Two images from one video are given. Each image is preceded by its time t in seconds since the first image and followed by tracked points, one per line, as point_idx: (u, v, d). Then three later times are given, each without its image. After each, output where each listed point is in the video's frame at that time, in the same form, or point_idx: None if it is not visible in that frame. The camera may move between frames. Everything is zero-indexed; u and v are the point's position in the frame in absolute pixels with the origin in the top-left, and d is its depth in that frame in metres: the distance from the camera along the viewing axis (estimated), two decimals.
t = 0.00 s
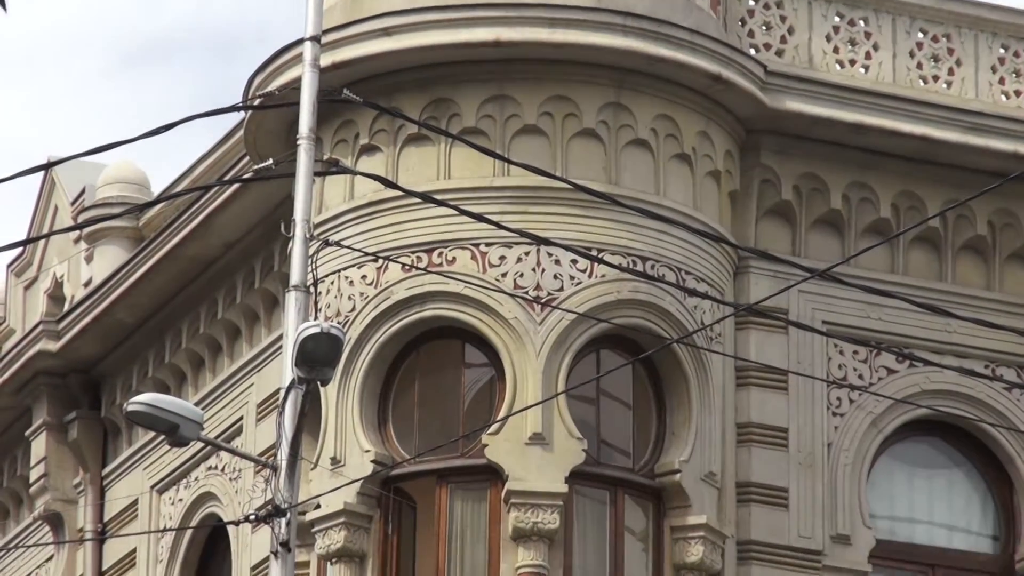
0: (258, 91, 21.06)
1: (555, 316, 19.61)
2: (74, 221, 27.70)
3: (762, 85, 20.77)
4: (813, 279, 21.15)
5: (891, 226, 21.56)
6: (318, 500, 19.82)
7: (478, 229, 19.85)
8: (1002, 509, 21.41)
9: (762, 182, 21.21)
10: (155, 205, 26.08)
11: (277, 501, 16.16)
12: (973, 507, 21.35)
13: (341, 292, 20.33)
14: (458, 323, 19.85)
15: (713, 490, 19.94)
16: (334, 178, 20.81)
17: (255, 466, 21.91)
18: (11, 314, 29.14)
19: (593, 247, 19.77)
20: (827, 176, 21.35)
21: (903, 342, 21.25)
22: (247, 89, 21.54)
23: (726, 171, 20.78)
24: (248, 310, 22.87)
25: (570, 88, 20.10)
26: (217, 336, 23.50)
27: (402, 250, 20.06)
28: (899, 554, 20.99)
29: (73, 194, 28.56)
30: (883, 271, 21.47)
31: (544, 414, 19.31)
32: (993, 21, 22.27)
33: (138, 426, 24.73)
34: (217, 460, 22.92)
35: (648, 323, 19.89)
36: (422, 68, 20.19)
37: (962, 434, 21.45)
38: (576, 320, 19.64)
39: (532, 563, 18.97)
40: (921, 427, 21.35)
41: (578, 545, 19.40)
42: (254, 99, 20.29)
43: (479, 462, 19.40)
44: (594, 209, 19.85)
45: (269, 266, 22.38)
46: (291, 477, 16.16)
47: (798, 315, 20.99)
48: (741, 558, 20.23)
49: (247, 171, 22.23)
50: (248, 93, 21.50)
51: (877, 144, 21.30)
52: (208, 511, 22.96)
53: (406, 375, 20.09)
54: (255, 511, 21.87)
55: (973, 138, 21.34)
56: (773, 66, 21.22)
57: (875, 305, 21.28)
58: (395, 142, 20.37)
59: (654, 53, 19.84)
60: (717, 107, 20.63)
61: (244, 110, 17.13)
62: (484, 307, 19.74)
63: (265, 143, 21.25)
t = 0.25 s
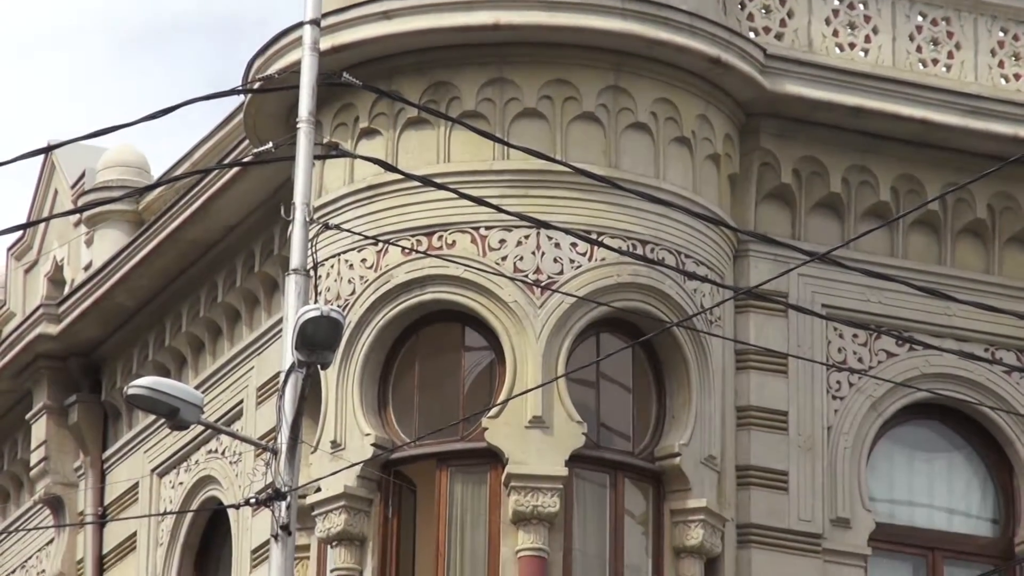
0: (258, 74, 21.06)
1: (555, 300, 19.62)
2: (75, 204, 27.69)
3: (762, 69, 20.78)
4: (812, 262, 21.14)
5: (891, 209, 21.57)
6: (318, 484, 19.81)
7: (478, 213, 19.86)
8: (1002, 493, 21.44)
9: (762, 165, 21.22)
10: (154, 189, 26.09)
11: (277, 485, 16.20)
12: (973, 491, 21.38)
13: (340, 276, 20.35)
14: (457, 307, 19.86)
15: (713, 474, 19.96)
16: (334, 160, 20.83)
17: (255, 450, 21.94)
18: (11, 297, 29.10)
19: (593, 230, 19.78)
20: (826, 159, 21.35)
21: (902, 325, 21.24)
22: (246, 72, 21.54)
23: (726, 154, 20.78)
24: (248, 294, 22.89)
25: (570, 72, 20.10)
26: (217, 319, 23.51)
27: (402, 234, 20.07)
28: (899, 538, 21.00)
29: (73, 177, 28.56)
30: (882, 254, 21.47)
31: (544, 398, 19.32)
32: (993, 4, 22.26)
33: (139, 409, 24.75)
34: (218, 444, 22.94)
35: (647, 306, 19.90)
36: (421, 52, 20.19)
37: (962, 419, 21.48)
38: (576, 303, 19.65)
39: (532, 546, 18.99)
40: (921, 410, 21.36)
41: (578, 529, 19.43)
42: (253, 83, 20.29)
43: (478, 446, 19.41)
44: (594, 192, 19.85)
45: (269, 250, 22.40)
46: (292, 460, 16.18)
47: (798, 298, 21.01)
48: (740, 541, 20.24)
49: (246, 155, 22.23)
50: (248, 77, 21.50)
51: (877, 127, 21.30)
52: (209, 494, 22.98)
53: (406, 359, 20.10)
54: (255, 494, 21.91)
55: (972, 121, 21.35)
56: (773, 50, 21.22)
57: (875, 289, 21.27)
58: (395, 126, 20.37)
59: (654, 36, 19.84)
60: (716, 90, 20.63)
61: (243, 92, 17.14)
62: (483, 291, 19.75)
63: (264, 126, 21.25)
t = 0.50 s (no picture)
0: (260, 64, 21.04)
1: (558, 290, 19.61)
2: (77, 194, 27.68)
3: (765, 58, 20.76)
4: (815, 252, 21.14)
5: (894, 198, 21.57)
6: (319, 473, 19.87)
7: (480, 202, 19.86)
8: (1005, 483, 21.43)
9: (765, 155, 21.20)
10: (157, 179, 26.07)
11: (280, 474, 16.17)
12: (976, 481, 21.38)
13: (343, 266, 20.42)
14: (460, 296, 19.86)
15: (715, 464, 19.95)
16: (337, 150, 20.88)
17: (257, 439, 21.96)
18: (13, 287, 29.06)
19: (596, 220, 19.76)
20: (829, 149, 21.33)
21: (905, 314, 21.23)
22: (249, 62, 21.52)
23: (728, 144, 20.79)
24: (251, 283, 22.87)
25: (572, 61, 20.07)
26: (220, 309, 23.50)
27: (404, 224, 20.08)
28: (902, 528, 20.98)
29: (74, 168, 28.54)
30: (885, 244, 21.46)
31: (546, 386, 19.29)
32: None
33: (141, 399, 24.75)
34: (221, 433, 22.94)
35: (649, 296, 19.89)
36: (424, 42, 20.18)
37: (965, 408, 21.49)
38: (579, 293, 19.63)
39: (535, 535, 18.93)
40: (923, 400, 21.37)
41: (581, 518, 19.41)
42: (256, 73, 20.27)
43: (482, 436, 19.35)
44: (597, 182, 19.84)
45: (271, 239, 22.39)
46: (294, 450, 16.15)
47: (800, 288, 21.00)
48: (743, 531, 20.16)
49: (248, 145, 22.23)
50: (250, 67, 21.48)
51: (880, 117, 21.28)
52: (211, 484, 22.97)
53: (409, 349, 20.13)
54: (258, 483, 21.90)
55: (976, 110, 21.34)
56: (776, 39, 21.19)
57: (877, 278, 21.28)
58: (398, 115, 20.35)
59: (657, 26, 19.81)
60: (719, 80, 20.62)
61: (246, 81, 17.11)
62: (486, 280, 19.74)
63: (267, 116, 21.23)
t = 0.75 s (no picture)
0: (260, 51, 21.03)
1: (558, 276, 19.61)
2: (77, 180, 27.66)
3: (764, 45, 20.75)
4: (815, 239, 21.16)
5: (894, 185, 21.56)
6: (320, 460, 19.88)
7: (480, 189, 19.86)
8: (1005, 470, 21.43)
9: (765, 142, 21.19)
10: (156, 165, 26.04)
11: (280, 461, 16.18)
12: (976, 468, 21.38)
13: (342, 253, 20.43)
14: (460, 283, 19.86)
15: (715, 451, 19.95)
16: (337, 137, 20.88)
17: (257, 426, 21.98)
18: (13, 273, 29.02)
19: (596, 207, 19.76)
20: (829, 136, 21.32)
21: (904, 301, 21.24)
22: (248, 49, 21.51)
23: (728, 131, 20.77)
24: (251, 270, 22.86)
25: (572, 48, 20.06)
26: (220, 296, 23.49)
27: (404, 210, 20.07)
28: (902, 514, 20.98)
29: (74, 154, 28.51)
30: (885, 230, 21.46)
31: (546, 372, 19.29)
32: None
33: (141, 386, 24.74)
34: (220, 420, 22.95)
35: (649, 282, 19.89)
36: (424, 28, 20.16)
37: (964, 395, 21.49)
38: (578, 280, 19.64)
39: (535, 523, 18.93)
40: (923, 386, 21.38)
41: (581, 505, 19.41)
42: (255, 59, 20.26)
43: (482, 423, 19.34)
44: (597, 169, 19.83)
45: (271, 226, 22.38)
46: (294, 437, 16.16)
47: (800, 275, 21.01)
48: (744, 518, 20.16)
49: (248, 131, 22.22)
50: (249, 53, 21.46)
51: (880, 104, 21.27)
52: (211, 471, 22.98)
53: (409, 336, 20.13)
54: (258, 470, 21.91)
55: (976, 97, 21.33)
56: (776, 25, 21.18)
57: (877, 265, 21.28)
58: (397, 102, 20.34)
59: (657, 13, 19.80)
60: (719, 67, 20.61)
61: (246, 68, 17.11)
62: (486, 267, 19.74)
63: (267, 103, 21.22)
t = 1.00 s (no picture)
0: (262, 38, 21.03)
1: (560, 264, 19.62)
2: (79, 167, 27.65)
3: (766, 32, 20.75)
4: (817, 226, 21.18)
5: (896, 172, 21.55)
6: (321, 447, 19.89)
7: (482, 176, 19.86)
8: (1007, 457, 21.44)
9: (767, 129, 21.19)
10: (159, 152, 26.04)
11: (282, 448, 16.21)
12: (978, 455, 21.39)
13: (344, 240, 20.45)
14: (462, 271, 19.87)
15: (717, 438, 19.96)
16: (339, 125, 20.88)
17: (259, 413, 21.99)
18: (16, 261, 29.01)
19: (598, 194, 19.75)
20: (831, 123, 21.31)
21: (906, 288, 21.23)
22: (250, 36, 21.51)
23: (730, 118, 20.76)
24: (252, 257, 22.86)
25: (574, 35, 20.04)
26: (222, 283, 23.50)
27: (406, 198, 20.08)
28: (904, 502, 20.98)
29: (77, 142, 28.51)
30: (887, 217, 21.45)
31: (548, 359, 19.32)
32: None
33: (143, 373, 24.75)
34: (222, 408, 22.97)
35: (651, 269, 19.89)
36: (426, 15, 20.17)
37: (966, 382, 21.51)
38: (580, 267, 19.64)
39: (537, 510, 18.95)
40: (925, 374, 21.37)
41: (583, 492, 19.42)
42: (257, 47, 20.27)
43: (484, 410, 19.35)
44: (599, 156, 19.83)
45: (273, 213, 22.39)
46: (296, 424, 16.18)
47: (802, 262, 21.02)
48: (746, 505, 20.16)
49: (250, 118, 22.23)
50: (251, 40, 21.47)
51: (882, 91, 21.27)
52: (213, 458, 23.00)
53: (411, 323, 20.13)
54: (260, 458, 21.91)
55: (977, 84, 21.32)
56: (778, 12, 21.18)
57: (879, 252, 21.28)
58: (399, 90, 20.34)
59: None
60: (721, 54, 20.61)
61: (248, 55, 17.12)
62: (488, 254, 19.76)
63: (269, 90, 21.22)
